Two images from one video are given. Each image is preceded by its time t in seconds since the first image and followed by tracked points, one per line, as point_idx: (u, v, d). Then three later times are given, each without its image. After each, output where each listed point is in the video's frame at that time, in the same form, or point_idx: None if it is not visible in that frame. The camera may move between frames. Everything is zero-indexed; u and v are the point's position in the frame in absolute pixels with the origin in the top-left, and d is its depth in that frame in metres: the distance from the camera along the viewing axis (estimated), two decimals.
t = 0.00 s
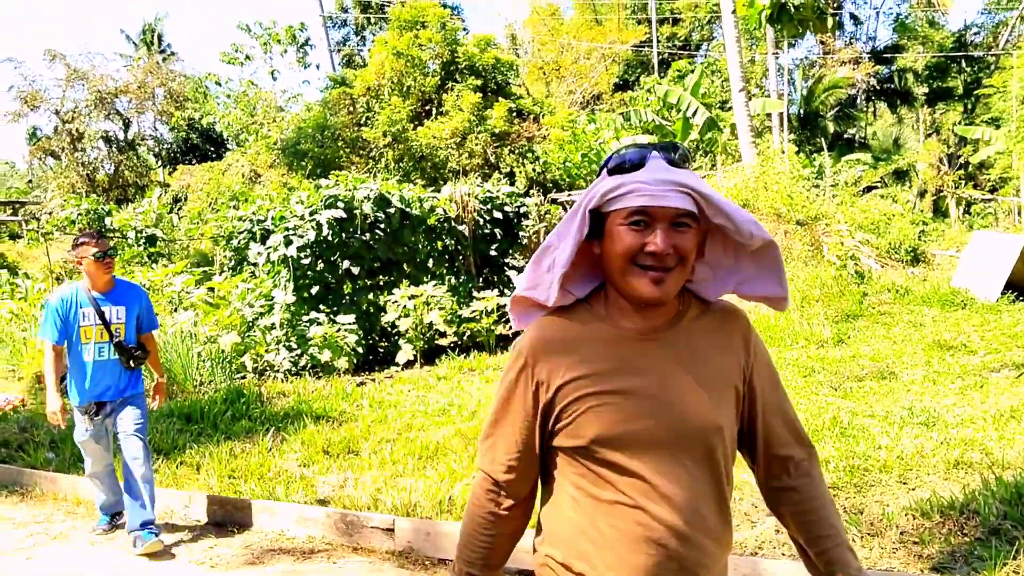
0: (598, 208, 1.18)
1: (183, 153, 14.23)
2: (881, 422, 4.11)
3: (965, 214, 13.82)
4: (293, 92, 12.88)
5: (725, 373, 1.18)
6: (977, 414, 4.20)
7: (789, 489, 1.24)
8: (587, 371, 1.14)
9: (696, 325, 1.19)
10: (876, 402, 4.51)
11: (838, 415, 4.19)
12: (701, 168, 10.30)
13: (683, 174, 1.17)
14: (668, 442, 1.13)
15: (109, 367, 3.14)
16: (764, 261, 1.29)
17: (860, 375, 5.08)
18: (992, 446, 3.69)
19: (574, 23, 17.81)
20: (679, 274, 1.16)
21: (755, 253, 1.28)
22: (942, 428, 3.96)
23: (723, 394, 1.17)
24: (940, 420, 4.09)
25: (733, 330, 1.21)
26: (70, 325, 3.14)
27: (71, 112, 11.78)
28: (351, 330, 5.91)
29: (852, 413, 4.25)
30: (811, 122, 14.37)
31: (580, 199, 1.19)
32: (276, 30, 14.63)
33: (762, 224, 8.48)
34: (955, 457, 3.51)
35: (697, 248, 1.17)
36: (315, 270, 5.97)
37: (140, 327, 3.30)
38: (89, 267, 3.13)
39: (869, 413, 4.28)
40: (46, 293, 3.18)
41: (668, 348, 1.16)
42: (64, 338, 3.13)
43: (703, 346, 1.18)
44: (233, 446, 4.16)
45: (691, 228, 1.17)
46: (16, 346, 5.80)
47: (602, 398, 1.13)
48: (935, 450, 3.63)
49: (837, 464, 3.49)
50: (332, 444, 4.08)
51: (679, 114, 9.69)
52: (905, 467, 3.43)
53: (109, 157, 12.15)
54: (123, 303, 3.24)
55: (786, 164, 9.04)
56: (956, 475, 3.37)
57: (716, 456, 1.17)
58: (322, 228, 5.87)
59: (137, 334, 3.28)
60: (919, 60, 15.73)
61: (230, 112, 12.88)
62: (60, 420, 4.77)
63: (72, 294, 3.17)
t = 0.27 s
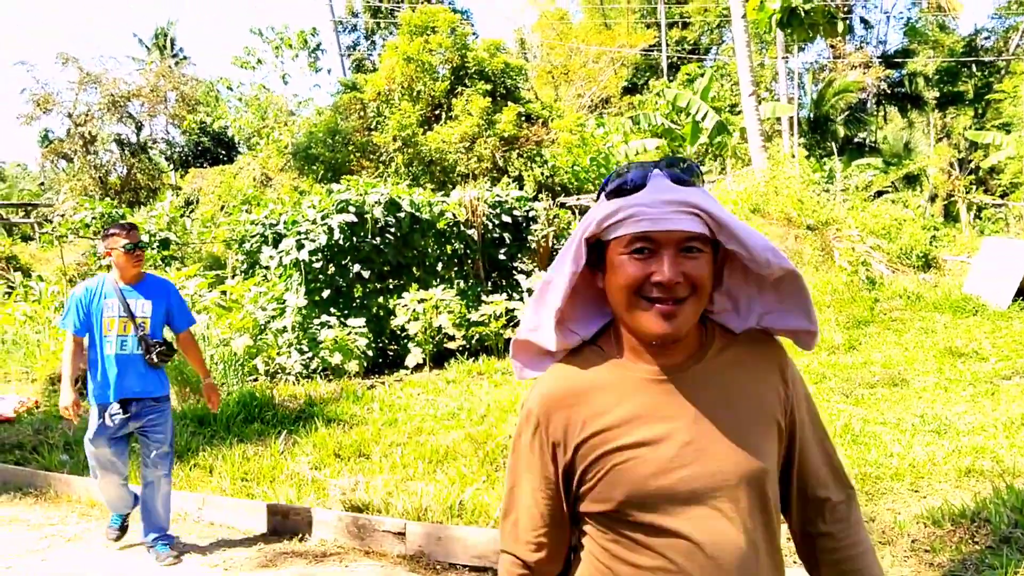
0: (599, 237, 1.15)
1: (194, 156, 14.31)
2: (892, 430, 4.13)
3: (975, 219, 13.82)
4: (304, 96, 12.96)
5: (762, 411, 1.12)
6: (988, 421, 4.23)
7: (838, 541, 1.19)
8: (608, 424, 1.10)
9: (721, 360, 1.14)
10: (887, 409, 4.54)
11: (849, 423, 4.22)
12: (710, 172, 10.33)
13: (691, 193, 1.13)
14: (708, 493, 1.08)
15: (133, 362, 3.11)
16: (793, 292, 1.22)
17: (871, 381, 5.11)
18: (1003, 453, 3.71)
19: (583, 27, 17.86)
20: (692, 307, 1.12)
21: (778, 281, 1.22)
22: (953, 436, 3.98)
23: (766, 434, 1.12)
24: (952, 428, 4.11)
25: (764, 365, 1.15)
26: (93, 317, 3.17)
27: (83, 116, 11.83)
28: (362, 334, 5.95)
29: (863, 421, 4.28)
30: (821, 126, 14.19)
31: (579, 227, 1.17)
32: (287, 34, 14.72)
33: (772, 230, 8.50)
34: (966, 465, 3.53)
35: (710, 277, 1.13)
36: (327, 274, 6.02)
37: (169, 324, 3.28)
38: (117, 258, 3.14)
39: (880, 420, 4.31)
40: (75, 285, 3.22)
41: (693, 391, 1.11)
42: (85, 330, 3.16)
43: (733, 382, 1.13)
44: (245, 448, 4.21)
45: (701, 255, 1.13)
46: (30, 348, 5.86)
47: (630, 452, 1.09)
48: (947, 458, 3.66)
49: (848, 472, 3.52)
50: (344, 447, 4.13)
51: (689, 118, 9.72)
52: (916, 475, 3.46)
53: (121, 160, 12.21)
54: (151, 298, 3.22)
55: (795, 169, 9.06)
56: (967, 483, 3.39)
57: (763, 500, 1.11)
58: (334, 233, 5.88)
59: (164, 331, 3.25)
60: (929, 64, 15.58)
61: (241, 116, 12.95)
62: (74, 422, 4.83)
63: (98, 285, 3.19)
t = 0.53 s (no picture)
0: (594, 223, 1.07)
1: (197, 158, 14.33)
2: (893, 434, 4.16)
3: (977, 225, 13.85)
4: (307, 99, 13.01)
5: (779, 419, 1.04)
6: (989, 426, 4.25)
7: (843, 552, 1.17)
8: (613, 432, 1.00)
9: (737, 361, 1.06)
10: (888, 413, 4.56)
11: (851, 427, 4.25)
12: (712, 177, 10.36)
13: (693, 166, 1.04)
14: (727, 509, 1.00)
15: (145, 368, 3.02)
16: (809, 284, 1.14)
17: (872, 386, 5.13)
18: (1003, 458, 3.74)
19: (586, 32, 17.89)
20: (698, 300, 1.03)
21: (793, 272, 1.13)
22: (955, 441, 4.01)
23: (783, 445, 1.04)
24: (953, 433, 4.14)
25: (781, 366, 1.07)
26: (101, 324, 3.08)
27: (86, 117, 11.82)
28: (364, 337, 5.98)
29: (864, 425, 4.30)
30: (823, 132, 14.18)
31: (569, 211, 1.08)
32: (291, 38, 14.77)
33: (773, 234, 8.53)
34: (967, 470, 3.56)
35: (717, 266, 1.04)
36: (328, 276, 6.03)
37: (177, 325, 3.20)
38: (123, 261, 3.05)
39: (881, 425, 4.33)
40: (80, 293, 3.14)
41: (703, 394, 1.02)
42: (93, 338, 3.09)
43: (747, 387, 1.04)
44: (247, 450, 4.24)
45: (707, 243, 1.04)
46: (34, 349, 5.89)
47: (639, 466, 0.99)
48: (947, 462, 3.68)
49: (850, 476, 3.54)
50: (346, 448, 4.15)
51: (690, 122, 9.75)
52: (918, 480, 3.48)
53: (124, 161, 12.23)
54: (160, 301, 3.15)
55: (797, 174, 9.07)
56: (968, 488, 3.41)
57: (783, 517, 1.03)
58: (336, 235, 5.94)
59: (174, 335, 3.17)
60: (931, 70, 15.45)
61: (244, 119, 12.99)
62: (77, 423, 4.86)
63: (105, 292, 3.11)
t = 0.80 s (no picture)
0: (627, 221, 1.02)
1: (190, 159, 14.29)
2: (885, 439, 4.14)
3: (970, 230, 13.88)
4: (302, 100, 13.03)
5: (810, 440, 0.99)
6: (981, 431, 4.23)
7: None
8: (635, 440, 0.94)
9: (764, 377, 1.01)
10: (881, 418, 4.54)
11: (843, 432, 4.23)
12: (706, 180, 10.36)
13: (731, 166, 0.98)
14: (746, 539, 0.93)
15: (132, 384, 2.89)
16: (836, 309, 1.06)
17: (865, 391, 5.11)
18: (995, 463, 3.72)
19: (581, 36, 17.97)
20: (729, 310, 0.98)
21: (819, 296, 1.06)
22: (946, 446, 3.99)
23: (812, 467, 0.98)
24: (945, 437, 4.12)
25: (814, 392, 1.02)
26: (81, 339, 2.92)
27: (78, 117, 11.71)
28: (357, 339, 5.93)
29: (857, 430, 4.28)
30: (816, 135, 14.35)
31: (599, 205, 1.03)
32: (286, 39, 14.75)
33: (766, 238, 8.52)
34: (958, 475, 3.53)
35: (750, 275, 0.99)
36: (322, 278, 6.00)
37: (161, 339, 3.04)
38: (97, 274, 2.89)
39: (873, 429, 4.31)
40: (59, 307, 2.98)
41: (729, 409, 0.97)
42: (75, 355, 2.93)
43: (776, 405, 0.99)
44: (240, 452, 4.21)
45: (743, 249, 0.99)
46: (24, 351, 5.85)
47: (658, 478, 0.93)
48: (940, 467, 3.66)
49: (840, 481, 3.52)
50: (339, 452, 4.11)
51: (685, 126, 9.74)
52: (908, 484, 3.46)
53: (116, 162, 12.12)
54: (141, 311, 2.98)
55: (791, 177, 9.07)
56: (959, 492, 3.38)
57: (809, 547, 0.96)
58: (330, 237, 5.92)
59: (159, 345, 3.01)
60: (924, 75, 15.60)
61: (238, 120, 12.96)
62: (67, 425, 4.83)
63: (83, 304, 2.94)
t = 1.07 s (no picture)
0: (689, 213, 1.21)
1: (174, 160, 14.18)
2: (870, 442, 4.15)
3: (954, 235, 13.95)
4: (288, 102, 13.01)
5: (863, 450, 1.15)
6: (965, 435, 4.25)
7: None
8: (686, 437, 1.13)
9: (818, 386, 1.18)
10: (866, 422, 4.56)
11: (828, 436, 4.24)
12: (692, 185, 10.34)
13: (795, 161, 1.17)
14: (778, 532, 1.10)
15: (93, 392, 2.66)
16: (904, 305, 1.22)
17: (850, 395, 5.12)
18: (978, 467, 3.74)
19: (568, 40, 18.01)
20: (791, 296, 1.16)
21: (888, 293, 1.23)
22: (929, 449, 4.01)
23: (867, 476, 1.13)
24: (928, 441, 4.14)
25: (870, 408, 1.18)
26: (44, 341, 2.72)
27: (62, 118, 11.55)
28: (344, 342, 5.89)
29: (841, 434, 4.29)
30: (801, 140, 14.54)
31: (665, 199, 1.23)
32: (273, 41, 14.71)
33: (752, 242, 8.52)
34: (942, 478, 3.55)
35: (811, 264, 1.17)
36: (309, 281, 5.98)
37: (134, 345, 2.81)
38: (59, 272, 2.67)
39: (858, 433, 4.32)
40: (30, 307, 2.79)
41: (788, 413, 1.15)
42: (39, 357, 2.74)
43: (831, 411, 1.16)
44: (225, 455, 4.18)
45: (801, 244, 1.17)
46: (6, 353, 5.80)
47: (705, 475, 1.11)
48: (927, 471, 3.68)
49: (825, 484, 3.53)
50: (325, 455, 4.09)
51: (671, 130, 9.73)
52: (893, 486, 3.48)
53: (100, 163, 12.03)
54: (110, 315, 2.75)
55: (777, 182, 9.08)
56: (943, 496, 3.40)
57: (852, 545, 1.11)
58: (317, 240, 5.92)
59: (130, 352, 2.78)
60: (908, 82, 15.79)
61: (223, 122, 12.90)
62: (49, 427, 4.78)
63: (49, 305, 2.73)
